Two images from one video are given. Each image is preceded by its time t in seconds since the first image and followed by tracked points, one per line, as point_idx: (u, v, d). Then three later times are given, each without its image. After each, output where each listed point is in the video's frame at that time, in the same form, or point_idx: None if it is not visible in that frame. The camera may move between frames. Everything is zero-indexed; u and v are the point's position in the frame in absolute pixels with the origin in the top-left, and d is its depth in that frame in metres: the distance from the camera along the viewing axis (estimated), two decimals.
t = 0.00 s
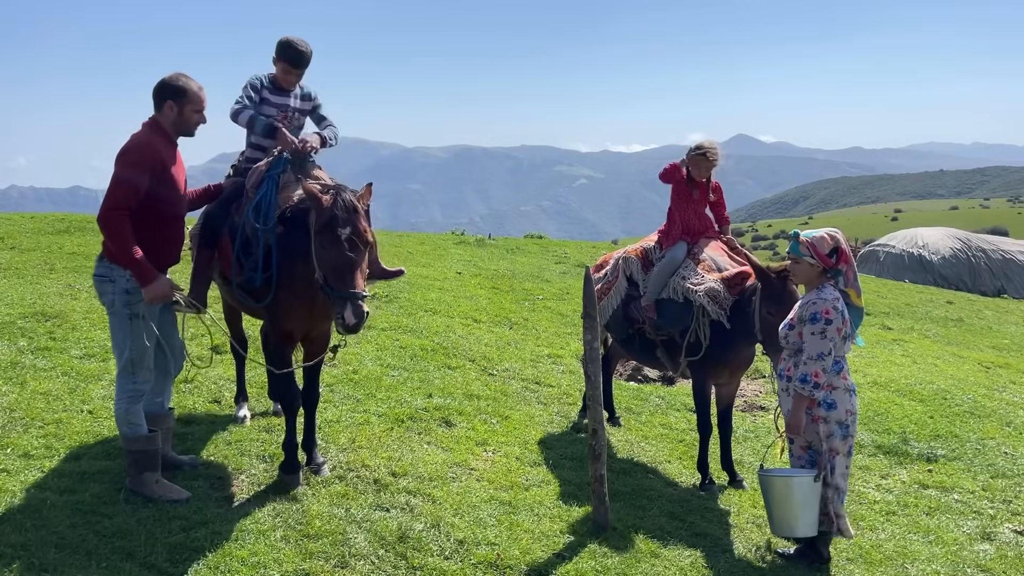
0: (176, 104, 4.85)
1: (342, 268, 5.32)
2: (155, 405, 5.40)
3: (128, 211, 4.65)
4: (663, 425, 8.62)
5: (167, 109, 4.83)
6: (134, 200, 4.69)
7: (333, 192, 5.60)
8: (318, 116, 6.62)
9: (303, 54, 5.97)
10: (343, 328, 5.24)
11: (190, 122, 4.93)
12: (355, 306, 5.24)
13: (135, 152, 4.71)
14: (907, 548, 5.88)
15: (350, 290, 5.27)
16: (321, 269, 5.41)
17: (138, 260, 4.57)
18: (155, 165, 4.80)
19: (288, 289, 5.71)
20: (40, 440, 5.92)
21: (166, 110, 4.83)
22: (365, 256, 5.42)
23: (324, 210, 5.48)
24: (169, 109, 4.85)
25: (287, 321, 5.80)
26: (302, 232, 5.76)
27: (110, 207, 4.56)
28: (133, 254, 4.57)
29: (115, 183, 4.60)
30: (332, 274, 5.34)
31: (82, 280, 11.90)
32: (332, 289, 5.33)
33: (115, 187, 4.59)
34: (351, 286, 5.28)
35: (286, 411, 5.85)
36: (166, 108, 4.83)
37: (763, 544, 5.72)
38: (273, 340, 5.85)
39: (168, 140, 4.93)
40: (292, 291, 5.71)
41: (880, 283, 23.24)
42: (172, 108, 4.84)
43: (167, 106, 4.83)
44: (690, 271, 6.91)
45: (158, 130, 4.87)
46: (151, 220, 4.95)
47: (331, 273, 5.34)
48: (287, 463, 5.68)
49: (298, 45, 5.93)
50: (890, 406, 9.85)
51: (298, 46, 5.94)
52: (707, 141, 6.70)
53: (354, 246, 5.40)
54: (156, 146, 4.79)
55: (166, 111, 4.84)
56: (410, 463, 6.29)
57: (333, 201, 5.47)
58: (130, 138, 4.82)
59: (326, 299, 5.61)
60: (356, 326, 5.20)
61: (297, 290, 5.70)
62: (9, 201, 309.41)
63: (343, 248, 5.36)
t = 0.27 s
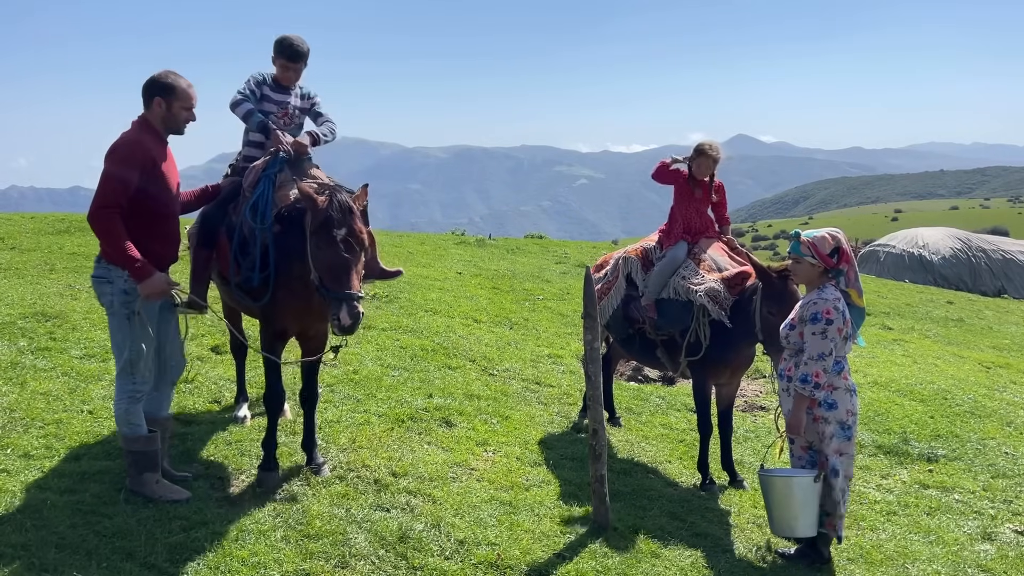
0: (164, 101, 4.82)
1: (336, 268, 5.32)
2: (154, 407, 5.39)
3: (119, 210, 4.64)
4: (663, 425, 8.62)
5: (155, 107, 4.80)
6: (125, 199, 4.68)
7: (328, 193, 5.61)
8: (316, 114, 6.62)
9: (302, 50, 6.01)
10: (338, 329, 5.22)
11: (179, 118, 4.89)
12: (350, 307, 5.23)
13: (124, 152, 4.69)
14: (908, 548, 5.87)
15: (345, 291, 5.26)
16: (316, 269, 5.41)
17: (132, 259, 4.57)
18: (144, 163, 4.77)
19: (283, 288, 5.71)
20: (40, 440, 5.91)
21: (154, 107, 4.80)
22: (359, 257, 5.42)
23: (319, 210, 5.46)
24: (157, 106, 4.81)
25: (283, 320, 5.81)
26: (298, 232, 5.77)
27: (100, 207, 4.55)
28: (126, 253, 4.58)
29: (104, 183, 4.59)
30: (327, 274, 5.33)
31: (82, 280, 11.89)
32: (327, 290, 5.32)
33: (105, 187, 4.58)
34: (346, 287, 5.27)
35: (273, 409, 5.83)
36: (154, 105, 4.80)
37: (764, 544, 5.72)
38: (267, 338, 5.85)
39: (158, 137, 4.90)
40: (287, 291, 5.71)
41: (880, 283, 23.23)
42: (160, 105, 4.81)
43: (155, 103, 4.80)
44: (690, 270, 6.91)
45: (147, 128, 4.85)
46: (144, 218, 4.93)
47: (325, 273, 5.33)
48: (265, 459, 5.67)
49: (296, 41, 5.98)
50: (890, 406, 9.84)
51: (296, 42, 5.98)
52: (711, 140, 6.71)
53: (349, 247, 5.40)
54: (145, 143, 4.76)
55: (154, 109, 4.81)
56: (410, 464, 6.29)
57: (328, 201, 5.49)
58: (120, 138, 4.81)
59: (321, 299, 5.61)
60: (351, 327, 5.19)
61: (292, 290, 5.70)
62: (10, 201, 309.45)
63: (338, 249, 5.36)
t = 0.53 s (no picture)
0: (159, 99, 4.78)
1: (329, 266, 5.32)
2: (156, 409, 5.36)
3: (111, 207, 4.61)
4: (663, 426, 8.61)
5: (150, 104, 4.77)
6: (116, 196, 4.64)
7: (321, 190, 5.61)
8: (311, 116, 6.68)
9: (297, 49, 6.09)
10: (329, 327, 5.24)
11: (172, 118, 4.83)
12: (341, 305, 5.25)
13: (116, 148, 4.66)
14: (908, 548, 5.87)
15: (336, 288, 5.27)
16: (308, 266, 5.41)
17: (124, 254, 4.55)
18: (137, 160, 4.74)
19: (275, 285, 5.71)
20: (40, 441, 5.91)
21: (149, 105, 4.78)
22: (352, 255, 5.43)
23: (312, 208, 5.46)
24: (152, 104, 4.78)
25: (275, 317, 5.81)
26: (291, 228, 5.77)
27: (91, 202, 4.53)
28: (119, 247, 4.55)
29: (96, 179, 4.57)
30: (319, 272, 5.34)
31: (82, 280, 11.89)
32: (319, 287, 5.33)
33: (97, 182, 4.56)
34: (337, 284, 5.28)
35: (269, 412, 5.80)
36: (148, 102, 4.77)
37: (764, 545, 5.71)
38: (259, 335, 5.85)
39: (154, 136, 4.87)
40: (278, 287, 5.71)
41: (880, 284, 23.23)
42: (154, 102, 4.78)
43: (150, 101, 4.77)
44: (691, 271, 6.91)
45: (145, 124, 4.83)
46: (138, 216, 4.86)
47: (317, 270, 5.34)
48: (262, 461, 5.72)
49: (292, 40, 6.06)
50: (890, 407, 9.84)
51: (291, 41, 6.06)
52: (707, 139, 6.73)
53: (341, 245, 5.40)
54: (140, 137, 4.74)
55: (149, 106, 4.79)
56: (410, 464, 6.29)
57: (322, 198, 5.48)
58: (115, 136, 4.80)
59: (313, 297, 5.60)
60: (342, 325, 5.21)
61: (284, 287, 5.70)
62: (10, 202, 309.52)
63: (330, 246, 5.37)
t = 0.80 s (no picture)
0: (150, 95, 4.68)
1: (323, 265, 5.31)
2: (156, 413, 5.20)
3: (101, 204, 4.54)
4: (663, 426, 8.62)
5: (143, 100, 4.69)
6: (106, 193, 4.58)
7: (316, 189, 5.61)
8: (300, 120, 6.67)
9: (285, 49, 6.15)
10: (325, 326, 5.23)
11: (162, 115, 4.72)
12: (336, 303, 5.24)
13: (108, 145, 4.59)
14: (908, 548, 5.87)
15: (331, 287, 5.26)
16: (304, 265, 5.41)
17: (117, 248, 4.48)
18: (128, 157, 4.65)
19: (272, 285, 5.71)
20: (41, 440, 5.91)
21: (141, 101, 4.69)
22: (346, 253, 5.40)
23: (307, 207, 5.46)
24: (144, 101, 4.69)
25: (273, 317, 5.81)
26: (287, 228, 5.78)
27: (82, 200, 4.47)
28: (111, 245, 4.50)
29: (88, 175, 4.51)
30: (314, 271, 5.33)
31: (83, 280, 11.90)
32: (314, 286, 5.32)
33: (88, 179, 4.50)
34: (332, 283, 5.27)
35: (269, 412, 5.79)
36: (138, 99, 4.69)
37: (764, 545, 5.71)
38: (257, 334, 5.86)
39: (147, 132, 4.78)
40: (275, 287, 5.71)
41: (881, 284, 23.23)
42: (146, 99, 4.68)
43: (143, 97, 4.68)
44: (692, 271, 6.92)
45: (137, 122, 4.76)
46: (132, 214, 4.79)
47: (312, 269, 5.34)
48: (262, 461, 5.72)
49: (280, 40, 6.12)
50: (891, 407, 9.84)
51: (279, 40, 6.12)
52: (704, 139, 6.74)
53: (336, 243, 5.37)
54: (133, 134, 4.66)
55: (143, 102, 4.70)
56: (410, 464, 6.29)
57: (316, 197, 5.46)
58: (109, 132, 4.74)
59: (310, 297, 5.58)
60: (337, 324, 5.19)
61: (282, 286, 5.70)
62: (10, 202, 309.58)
63: (325, 245, 5.35)
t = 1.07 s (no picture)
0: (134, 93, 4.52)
1: (324, 265, 5.32)
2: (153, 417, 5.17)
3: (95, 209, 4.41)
4: (663, 426, 8.62)
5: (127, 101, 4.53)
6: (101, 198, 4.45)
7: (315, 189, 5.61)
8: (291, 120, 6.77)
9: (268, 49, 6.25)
10: (327, 327, 5.24)
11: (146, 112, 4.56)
12: (338, 304, 5.24)
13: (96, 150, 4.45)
14: (908, 548, 5.88)
15: (332, 287, 5.26)
16: (304, 266, 5.42)
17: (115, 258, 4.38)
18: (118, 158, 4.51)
19: (272, 286, 5.71)
20: (41, 440, 5.92)
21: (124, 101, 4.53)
22: (346, 254, 5.40)
23: (306, 207, 5.47)
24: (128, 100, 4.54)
25: (273, 317, 5.81)
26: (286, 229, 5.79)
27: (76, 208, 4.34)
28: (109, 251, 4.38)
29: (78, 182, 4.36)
30: (315, 271, 5.33)
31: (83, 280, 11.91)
32: (315, 287, 5.32)
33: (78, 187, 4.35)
34: (333, 284, 5.27)
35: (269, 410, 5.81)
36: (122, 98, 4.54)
37: (764, 545, 5.72)
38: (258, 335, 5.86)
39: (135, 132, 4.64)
40: (275, 288, 5.71)
41: (881, 284, 23.23)
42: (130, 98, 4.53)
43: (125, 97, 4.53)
44: (693, 271, 6.94)
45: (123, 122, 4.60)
46: (127, 217, 4.66)
47: (312, 270, 5.34)
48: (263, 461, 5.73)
49: (262, 42, 6.22)
50: (890, 407, 9.85)
51: (261, 42, 6.22)
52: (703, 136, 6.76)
53: (335, 243, 5.37)
54: (118, 137, 4.51)
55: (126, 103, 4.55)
56: (411, 464, 6.29)
57: (315, 197, 5.46)
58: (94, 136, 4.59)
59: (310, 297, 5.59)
60: (339, 324, 5.20)
61: (282, 287, 5.70)
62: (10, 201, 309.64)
63: (325, 245, 5.36)
